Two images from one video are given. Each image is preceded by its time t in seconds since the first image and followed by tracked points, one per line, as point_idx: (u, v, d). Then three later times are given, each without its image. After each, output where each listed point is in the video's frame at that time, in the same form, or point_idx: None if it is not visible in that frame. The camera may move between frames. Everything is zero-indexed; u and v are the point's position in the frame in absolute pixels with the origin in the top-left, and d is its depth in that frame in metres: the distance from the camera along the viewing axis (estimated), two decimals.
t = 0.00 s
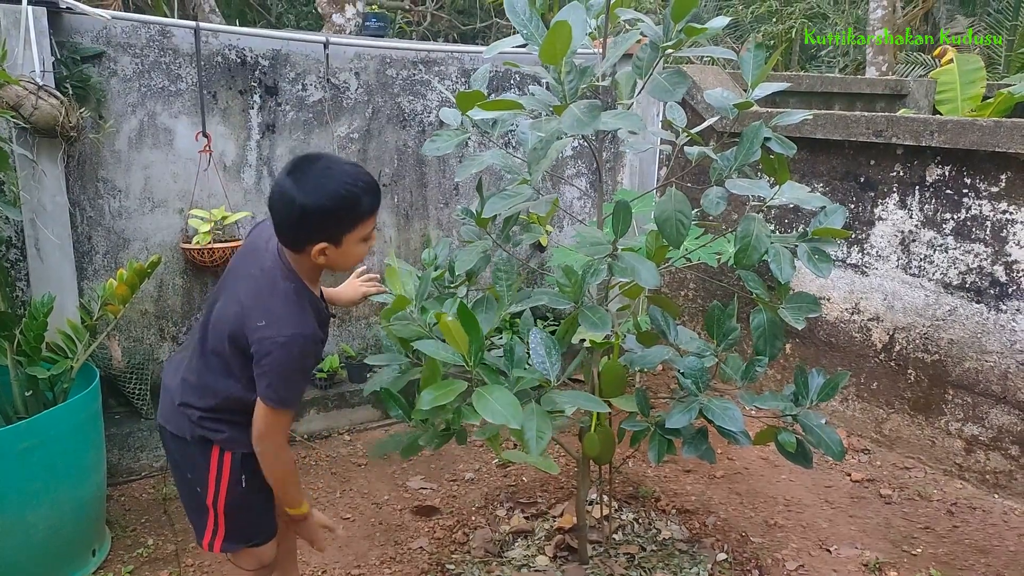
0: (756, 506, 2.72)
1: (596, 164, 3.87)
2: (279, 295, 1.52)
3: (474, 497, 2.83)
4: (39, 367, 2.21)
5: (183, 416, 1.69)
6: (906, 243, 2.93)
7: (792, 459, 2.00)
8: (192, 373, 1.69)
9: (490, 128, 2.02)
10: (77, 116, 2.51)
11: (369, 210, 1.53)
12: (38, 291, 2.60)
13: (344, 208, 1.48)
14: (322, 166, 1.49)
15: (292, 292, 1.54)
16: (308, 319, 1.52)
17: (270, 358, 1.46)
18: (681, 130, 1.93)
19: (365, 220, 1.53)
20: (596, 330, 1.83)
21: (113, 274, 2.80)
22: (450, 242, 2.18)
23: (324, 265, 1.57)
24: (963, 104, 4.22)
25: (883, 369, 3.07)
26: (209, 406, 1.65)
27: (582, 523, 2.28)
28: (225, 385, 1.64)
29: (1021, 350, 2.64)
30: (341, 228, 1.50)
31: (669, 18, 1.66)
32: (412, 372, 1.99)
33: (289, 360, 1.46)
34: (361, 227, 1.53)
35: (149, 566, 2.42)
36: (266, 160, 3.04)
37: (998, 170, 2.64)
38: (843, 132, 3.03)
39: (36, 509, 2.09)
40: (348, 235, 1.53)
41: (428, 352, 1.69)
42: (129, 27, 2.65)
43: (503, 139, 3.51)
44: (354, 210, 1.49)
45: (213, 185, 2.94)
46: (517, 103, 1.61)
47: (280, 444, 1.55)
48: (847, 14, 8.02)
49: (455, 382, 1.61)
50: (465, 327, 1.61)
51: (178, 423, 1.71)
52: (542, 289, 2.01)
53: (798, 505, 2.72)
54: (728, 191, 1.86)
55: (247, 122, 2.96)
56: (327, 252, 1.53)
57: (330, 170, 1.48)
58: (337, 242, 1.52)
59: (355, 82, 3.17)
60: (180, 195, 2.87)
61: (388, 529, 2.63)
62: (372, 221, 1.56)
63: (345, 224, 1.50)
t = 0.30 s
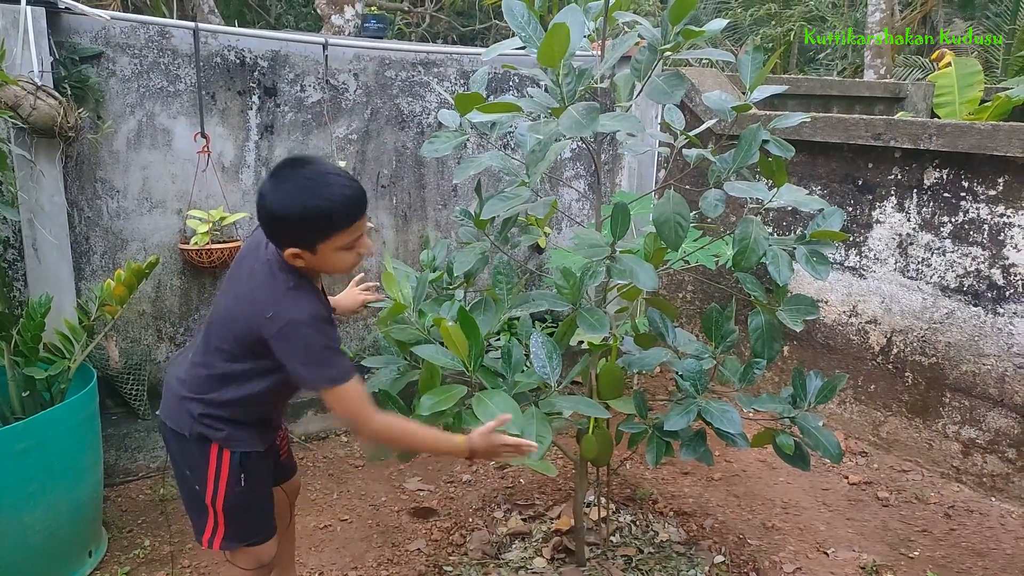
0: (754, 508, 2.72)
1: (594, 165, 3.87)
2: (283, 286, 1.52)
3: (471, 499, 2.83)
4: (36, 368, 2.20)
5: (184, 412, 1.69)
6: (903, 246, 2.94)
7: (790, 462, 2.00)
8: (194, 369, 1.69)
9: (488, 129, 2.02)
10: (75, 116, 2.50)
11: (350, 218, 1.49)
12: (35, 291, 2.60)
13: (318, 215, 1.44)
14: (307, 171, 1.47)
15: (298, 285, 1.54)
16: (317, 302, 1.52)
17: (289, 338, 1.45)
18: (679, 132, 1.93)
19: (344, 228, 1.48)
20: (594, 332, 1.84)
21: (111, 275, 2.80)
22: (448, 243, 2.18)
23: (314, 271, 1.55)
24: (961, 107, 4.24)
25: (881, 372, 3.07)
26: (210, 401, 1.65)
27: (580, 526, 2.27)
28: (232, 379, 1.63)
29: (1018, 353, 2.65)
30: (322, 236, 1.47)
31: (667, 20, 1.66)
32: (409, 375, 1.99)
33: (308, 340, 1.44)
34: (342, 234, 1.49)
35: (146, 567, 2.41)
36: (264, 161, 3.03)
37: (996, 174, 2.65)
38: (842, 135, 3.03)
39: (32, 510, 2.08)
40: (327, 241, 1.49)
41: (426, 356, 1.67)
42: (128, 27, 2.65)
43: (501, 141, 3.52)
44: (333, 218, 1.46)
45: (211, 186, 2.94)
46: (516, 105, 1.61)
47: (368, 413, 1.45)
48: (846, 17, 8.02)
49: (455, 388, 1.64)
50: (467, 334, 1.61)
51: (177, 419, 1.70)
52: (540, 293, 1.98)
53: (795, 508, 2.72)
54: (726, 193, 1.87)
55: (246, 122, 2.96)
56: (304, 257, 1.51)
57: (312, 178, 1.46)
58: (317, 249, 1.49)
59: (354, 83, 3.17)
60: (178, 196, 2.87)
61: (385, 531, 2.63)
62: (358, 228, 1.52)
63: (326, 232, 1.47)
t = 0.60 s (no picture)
0: (755, 509, 2.71)
1: (596, 166, 3.87)
2: (270, 261, 1.54)
3: (473, 499, 2.82)
4: (38, 368, 2.20)
5: (188, 405, 1.70)
6: (906, 247, 2.93)
7: (792, 463, 2.00)
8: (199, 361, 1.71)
9: (491, 130, 2.01)
10: (77, 117, 2.51)
11: (289, 175, 1.48)
12: (37, 291, 2.60)
13: (256, 176, 1.48)
14: (274, 141, 1.51)
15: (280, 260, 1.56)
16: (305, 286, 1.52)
17: (270, 320, 1.46)
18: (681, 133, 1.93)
19: (281, 186, 1.48)
20: (597, 334, 1.85)
21: (113, 275, 2.80)
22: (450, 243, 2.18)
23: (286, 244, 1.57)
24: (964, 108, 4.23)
25: (883, 373, 3.07)
26: (214, 393, 1.66)
27: (582, 527, 2.27)
28: (234, 369, 1.64)
29: (1020, 354, 2.64)
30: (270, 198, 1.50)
31: (671, 22, 1.66)
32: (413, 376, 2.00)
33: (287, 324, 1.45)
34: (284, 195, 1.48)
35: (148, 567, 2.41)
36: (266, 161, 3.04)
37: (998, 175, 2.65)
38: (844, 136, 3.03)
39: (33, 510, 2.08)
40: (274, 203, 1.50)
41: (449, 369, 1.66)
42: (130, 27, 2.65)
43: (503, 141, 3.52)
44: (270, 176, 1.48)
45: (213, 186, 2.94)
46: (519, 106, 1.61)
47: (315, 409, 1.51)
48: (847, 17, 8.03)
49: (472, 397, 1.57)
50: (489, 340, 1.58)
51: (181, 411, 1.71)
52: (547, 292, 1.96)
53: (797, 509, 2.72)
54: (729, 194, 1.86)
55: (248, 123, 2.96)
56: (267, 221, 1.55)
57: (263, 143, 1.51)
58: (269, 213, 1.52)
59: (356, 84, 3.17)
60: (180, 196, 2.87)
61: (387, 531, 2.63)
62: (301, 190, 1.49)
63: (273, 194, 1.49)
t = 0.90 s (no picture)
0: (755, 505, 2.72)
1: (595, 163, 3.87)
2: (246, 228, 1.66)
3: (473, 496, 2.83)
4: (37, 365, 2.20)
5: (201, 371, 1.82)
6: (905, 243, 2.93)
7: (792, 459, 2.00)
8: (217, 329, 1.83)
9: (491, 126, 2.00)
10: (76, 114, 2.50)
11: (257, 132, 1.60)
12: (36, 289, 2.59)
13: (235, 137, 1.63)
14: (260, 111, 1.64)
15: (258, 222, 1.66)
16: (258, 250, 1.59)
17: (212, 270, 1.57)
18: (682, 129, 1.92)
19: (249, 141, 1.60)
20: (597, 330, 1.84)
21: (111, 273, 2.80)
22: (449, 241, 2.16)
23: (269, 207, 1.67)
24: (963, 104, 4.23)
25: (882, 369, 3.07)
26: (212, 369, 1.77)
27: (581, 523, 2.27)
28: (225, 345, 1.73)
29: (1020, 350, 2.65)
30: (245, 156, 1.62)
31: (673, 17, 1.65)
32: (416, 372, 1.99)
33: (218, 273, 1.55)
34: (251, 149, 1.60)
35: (148, 565, 2.41)
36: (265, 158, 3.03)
37: (998, 171, 2.65)
38: (843, 132, 3.03)
39: (32, 508, 2.08)
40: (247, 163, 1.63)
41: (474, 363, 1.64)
42: (128, 24, 2.64)
43: (503, 138, 3.52)
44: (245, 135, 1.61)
45: (212, 183, 2.93)
46: (519, 102, 1.60)
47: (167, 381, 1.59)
48: (847, 13, 8.02)
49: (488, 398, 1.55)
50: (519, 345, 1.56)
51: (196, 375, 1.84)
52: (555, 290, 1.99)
53: (797, 504, 2.72)
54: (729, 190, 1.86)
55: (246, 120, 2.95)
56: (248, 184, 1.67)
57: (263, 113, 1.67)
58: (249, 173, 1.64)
59: (355, 80, 3.16)
60: (178, 194, 2.86)
61: (387, 528, 2.63)
62: (264, 144, 1.59)
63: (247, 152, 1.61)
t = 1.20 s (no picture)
0: (756, 505, 2.71)
1: (596, 162, 3.87)
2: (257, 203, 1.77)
3: (474, 496, 2.83)
4: (39, 365, 2.20)
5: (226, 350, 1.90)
6: (907, 243, 2.93)
7: (794, 459, 2.00)
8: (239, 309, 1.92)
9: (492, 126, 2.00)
10: (77, 114, 2.50)
11: (273, 113, 1.71)
12: (37, 289, 2.59)
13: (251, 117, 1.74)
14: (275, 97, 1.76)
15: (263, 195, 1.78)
16: (258, 216, 1.71)
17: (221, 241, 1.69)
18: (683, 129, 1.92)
19: (265, 121, 1.71)
20: (600, 329, 1.84)
21: (113, 272, 2.80)
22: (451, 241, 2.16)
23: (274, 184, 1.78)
24: (964, 103, 4.22)
25: (884, 369, 3.07)
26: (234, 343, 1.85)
27: (583, 523, 2.27)
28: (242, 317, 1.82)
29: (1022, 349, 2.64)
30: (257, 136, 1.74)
31: (673, 17, 1.65)
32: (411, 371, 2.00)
33: (226, 241, 1.67)
34: (267, 129, 1.72)
35: (150, 564, 2.42)
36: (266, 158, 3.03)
37: (1000, 170, 2.64)
38: (845, 132, 3.03)
39: (34, 507, 2.08)
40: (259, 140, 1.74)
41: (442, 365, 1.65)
42: (129, 24, 2.64)
43: (504, 138, 3.52)
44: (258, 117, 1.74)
45: (213, 183, 2.94)
46: (519, 102, 1.59)
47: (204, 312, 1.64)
48: (848, 12, 8.00)
49: (467, 393, 1.56)
50: (478, 337, 1.57)
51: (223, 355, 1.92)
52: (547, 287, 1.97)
53: (798, 504, 2.72)
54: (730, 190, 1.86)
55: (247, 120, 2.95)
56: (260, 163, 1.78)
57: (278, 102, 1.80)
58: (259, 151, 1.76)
59: (356, 80, 3.16)
60: (180, 194, 2.86)
61: (389, 528, 2.63)
62: (278, 125, 1.70)
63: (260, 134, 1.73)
